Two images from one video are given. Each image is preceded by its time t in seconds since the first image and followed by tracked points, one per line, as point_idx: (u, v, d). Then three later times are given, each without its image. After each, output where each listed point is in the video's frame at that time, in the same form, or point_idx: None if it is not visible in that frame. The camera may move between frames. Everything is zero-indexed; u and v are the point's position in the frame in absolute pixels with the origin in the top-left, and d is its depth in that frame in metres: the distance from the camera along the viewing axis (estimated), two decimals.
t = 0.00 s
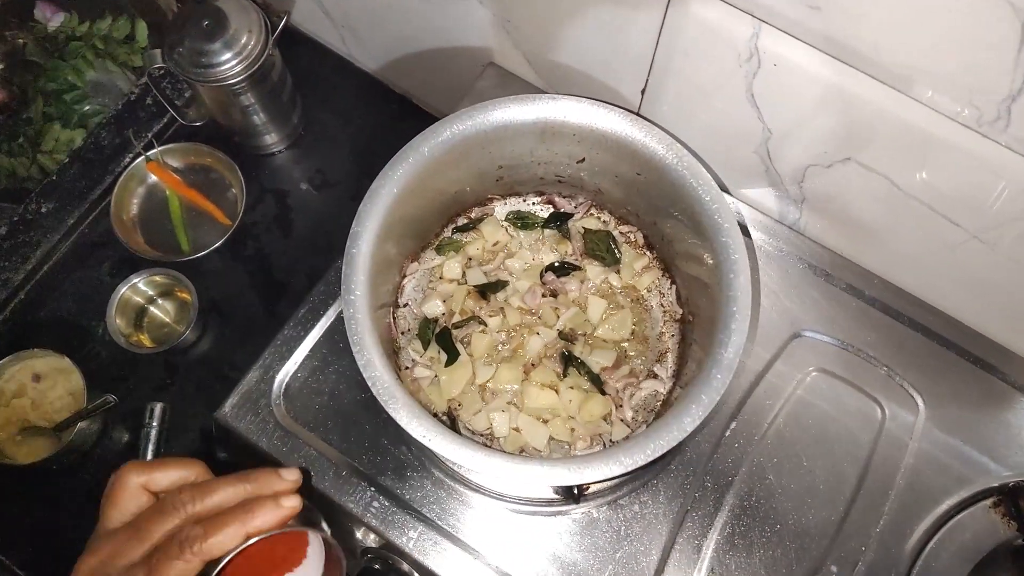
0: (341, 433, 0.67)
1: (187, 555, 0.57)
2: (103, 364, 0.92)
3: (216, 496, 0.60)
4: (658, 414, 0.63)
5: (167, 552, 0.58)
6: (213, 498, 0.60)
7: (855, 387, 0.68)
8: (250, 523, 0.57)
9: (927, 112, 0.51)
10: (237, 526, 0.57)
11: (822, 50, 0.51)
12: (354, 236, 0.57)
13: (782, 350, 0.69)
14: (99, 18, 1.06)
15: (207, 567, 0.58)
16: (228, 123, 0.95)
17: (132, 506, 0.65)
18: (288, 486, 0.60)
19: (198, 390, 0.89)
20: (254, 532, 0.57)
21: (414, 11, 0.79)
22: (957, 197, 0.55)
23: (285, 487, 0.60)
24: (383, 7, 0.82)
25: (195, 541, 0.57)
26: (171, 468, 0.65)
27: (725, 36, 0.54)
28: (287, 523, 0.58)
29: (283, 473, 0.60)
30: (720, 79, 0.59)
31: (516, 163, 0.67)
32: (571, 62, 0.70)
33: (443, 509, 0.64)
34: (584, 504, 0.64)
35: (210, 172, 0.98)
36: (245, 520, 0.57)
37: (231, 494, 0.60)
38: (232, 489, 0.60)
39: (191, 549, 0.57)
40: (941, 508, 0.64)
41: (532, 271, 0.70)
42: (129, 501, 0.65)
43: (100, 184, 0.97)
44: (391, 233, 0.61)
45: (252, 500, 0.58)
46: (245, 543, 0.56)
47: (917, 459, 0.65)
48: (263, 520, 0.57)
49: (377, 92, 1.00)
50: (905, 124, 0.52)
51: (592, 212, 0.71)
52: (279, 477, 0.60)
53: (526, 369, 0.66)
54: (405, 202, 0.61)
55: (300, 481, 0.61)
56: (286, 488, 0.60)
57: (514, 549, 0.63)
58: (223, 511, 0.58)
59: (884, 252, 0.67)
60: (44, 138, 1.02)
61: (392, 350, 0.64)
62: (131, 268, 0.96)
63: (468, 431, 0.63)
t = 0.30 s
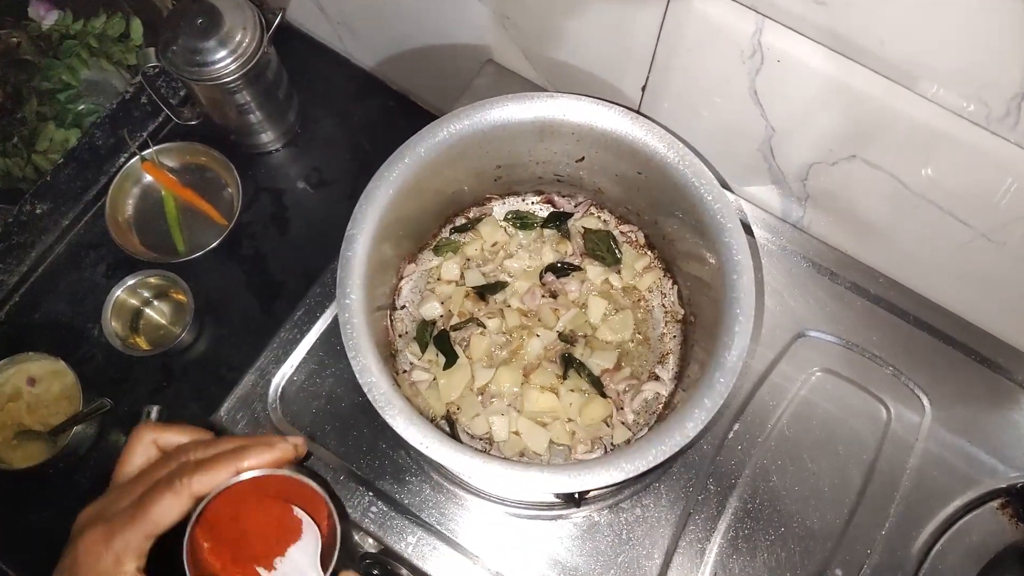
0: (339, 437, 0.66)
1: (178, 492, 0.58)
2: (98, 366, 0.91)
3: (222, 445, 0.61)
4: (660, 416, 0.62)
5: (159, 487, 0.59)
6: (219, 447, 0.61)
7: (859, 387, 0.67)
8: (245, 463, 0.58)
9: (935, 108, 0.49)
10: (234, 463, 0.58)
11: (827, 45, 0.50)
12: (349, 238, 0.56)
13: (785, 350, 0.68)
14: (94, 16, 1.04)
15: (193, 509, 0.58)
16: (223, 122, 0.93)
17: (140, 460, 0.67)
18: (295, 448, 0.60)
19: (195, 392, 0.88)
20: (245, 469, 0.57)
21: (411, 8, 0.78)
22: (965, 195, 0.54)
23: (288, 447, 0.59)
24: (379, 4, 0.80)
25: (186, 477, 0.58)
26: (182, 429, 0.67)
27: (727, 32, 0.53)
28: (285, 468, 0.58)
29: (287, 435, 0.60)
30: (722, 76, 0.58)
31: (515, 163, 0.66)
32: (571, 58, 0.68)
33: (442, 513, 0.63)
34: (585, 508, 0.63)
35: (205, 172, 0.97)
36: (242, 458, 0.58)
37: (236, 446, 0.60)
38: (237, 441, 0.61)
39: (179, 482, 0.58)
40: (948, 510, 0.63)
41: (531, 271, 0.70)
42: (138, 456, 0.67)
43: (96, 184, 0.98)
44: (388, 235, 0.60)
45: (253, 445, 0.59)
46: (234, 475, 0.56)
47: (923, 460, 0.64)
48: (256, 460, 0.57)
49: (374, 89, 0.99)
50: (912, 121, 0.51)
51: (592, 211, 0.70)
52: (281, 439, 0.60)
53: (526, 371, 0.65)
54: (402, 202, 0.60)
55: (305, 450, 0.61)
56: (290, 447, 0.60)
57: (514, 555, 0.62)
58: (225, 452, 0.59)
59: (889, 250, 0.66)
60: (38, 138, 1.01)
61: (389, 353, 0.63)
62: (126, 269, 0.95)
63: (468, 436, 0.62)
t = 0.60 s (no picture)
0: (324, 443, 0.65)
1: (103, 381, 0.70)
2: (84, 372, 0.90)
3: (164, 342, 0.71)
4: (649, 419, 0.61)
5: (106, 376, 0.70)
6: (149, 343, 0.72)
7: (852, 387, 0.66)
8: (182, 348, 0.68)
9: (926, 103, 0.48)
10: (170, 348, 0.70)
11: (815, 39, 0.49)
12: (329, 242, 0.56)
13: (777, 349, 0.67)
14: (78, 17, 1.02)
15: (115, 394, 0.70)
16: (208, 123, 0.92)
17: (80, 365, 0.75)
18: (236, 341, 0.68)
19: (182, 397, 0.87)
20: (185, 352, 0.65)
21: (395, 5, 0.77)
22: (957, 191, 0.53)
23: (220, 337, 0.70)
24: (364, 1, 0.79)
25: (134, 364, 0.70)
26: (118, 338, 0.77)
27: (714, 27, 0.52)
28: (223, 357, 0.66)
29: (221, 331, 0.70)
30: (710, 71, 0.57)
31: (500, 162, 0.65)
32: (557, 54, 0.67)
33: (429, 519, 0.62)
34: (574, 512, 0.62)
35: (190, 173, 0.95)
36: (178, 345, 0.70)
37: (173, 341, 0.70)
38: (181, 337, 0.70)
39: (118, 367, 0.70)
40: (942, 510, 0.62)
41: (519, 273, 0.69)
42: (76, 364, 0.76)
43: (80, 187, 0.97)
44: (370, 237, 0.60)
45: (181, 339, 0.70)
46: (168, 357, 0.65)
47: (918, 459, 0.63)
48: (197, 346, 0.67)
49: (361, 88, 0.98)
50: (902, 115, 0.50)
51: (580, 211, 0.69)
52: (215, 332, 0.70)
53: (513, 374, 0.65)
54: (385, 204, 0.60)
55: (255, 348, 0.68)
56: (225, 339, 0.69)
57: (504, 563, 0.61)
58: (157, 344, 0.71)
59: (882, 247, 0.65)
60: (23, 141, 0.99)
61: (374, 358, 0.62)
62: (111, 273, 0.93)
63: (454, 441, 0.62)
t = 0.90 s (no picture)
0: (316, 453, 0.64)
1: (56, 367, 0.63)
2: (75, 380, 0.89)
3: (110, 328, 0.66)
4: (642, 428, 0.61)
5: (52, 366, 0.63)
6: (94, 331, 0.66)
7: (848, 394, 0.65)
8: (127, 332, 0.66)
9: (920, 110, 0.48)
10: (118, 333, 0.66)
11: (807, 47, 0.48)
12: (317, 254, 0.55)
13: (772, 356, 0.67)
14: (68, 21, 1.01)
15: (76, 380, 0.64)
16: (198, 128, 0.91)
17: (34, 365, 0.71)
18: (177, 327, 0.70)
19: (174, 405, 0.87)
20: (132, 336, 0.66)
21: (386, 9, 0.76)
22: (952, 198, 0.52)
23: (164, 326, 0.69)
24: (355, 5, 0.78)
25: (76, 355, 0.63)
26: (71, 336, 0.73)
27: (704, 34, 0.51)
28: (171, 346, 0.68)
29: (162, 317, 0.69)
30: (702, 77, 0.56)
31: (491, 169, 0.64)
32: (549, 60, 0.67)
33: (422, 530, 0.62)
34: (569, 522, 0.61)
35: (181, 178, 0.95)
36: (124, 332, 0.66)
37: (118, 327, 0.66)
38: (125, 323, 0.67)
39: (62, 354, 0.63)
40: (938, 518, 0.61)
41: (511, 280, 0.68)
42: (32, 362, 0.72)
43: (71, 194, 0.96)
44: (359, 247, 0.59)
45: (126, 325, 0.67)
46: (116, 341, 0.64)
47: (913, 467, 0.63)
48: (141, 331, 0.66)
49: (353, 92, 0.97)
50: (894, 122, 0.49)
51: (572, 218, 0.69)
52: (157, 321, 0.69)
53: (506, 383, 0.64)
54: (373, 214, 0.59)
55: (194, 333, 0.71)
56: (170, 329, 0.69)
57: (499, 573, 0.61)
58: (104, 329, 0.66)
59: (876, 253, 0.64)
60: (13, 146, 0.98)
61: (364, 368, 0.62)
62: (103, 280, 0.93)
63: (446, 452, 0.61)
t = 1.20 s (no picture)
0: (308, 458, 0.64)
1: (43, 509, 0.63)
2: (69, 383, 0.89)
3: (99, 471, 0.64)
4: (638, 433, 0.60)
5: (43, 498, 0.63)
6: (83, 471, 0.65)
7: (844, 397, 0.65)
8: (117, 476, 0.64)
9: (915, 115, 0.47)
10: (108, 479, 0.63)
11: (802, 50, 0.48)
12: (308, 259, 0.55)
13: (768, 360, 0.66)
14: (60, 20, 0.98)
15: (59, 522, 0.63)
16: (192, 129, 0.91)
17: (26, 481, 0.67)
18: (172, 466, 0.66)
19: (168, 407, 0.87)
20: (122, 485, 0.63)
21: (380, 9, 0.75)
22: (949, 203, 0.52)
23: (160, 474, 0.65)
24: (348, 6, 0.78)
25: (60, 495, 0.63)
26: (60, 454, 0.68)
27: (699, 37, 0.51)
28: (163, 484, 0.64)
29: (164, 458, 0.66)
30: (697, 80, 0.55)
31: (485, 173, 0.64)
32: (544, 61, 0.66)
33: (415, 536, 0.61)
34: (563, 529, 0.60)
35: (173, 180, 0.94)
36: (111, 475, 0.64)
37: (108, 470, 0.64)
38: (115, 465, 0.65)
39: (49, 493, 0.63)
40: (935, 523, 0.61)
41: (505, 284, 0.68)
42: (22, 478, 0.67)
43: (63, 195, 0.96)
44: (351, 252, 0.59)
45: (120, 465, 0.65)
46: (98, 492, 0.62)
47: (910, 472, 0.62)
48: (133, 477, 0.63)
49: (347, 92, 0.96)
50: (890, 126, 0.49)
51: (567, 221, 0.68)
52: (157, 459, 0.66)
53: (500, 388, 0.64)
54: (366, 219, 0.59)
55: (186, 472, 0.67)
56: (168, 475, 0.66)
57: None
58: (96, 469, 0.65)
59: (872, 257, 0.64)
60: (5, 147, 0.95)
61: (357, 374, 0.61)
62: (96, 282, 0.92)
63: (439, 458, 0.61)
